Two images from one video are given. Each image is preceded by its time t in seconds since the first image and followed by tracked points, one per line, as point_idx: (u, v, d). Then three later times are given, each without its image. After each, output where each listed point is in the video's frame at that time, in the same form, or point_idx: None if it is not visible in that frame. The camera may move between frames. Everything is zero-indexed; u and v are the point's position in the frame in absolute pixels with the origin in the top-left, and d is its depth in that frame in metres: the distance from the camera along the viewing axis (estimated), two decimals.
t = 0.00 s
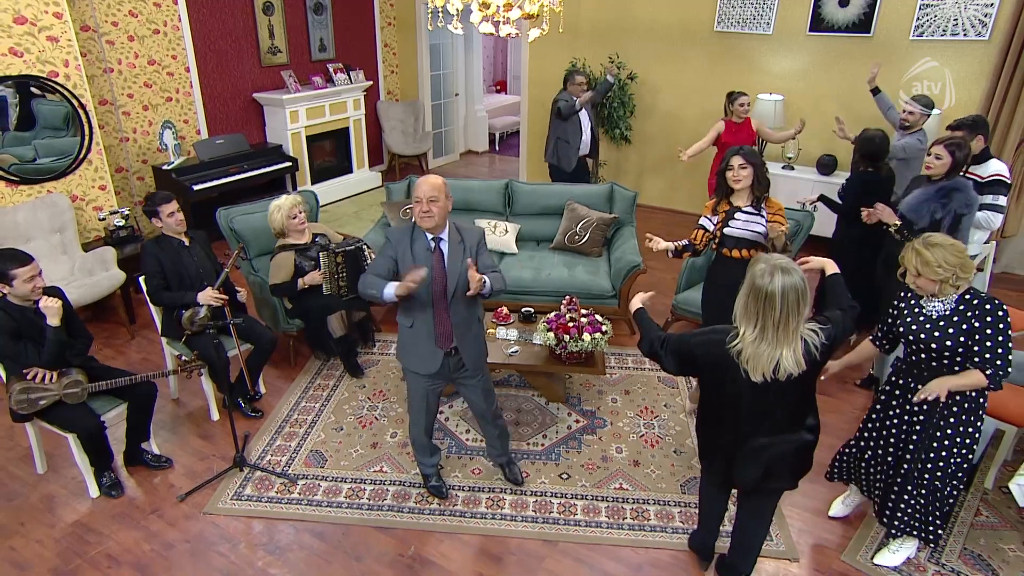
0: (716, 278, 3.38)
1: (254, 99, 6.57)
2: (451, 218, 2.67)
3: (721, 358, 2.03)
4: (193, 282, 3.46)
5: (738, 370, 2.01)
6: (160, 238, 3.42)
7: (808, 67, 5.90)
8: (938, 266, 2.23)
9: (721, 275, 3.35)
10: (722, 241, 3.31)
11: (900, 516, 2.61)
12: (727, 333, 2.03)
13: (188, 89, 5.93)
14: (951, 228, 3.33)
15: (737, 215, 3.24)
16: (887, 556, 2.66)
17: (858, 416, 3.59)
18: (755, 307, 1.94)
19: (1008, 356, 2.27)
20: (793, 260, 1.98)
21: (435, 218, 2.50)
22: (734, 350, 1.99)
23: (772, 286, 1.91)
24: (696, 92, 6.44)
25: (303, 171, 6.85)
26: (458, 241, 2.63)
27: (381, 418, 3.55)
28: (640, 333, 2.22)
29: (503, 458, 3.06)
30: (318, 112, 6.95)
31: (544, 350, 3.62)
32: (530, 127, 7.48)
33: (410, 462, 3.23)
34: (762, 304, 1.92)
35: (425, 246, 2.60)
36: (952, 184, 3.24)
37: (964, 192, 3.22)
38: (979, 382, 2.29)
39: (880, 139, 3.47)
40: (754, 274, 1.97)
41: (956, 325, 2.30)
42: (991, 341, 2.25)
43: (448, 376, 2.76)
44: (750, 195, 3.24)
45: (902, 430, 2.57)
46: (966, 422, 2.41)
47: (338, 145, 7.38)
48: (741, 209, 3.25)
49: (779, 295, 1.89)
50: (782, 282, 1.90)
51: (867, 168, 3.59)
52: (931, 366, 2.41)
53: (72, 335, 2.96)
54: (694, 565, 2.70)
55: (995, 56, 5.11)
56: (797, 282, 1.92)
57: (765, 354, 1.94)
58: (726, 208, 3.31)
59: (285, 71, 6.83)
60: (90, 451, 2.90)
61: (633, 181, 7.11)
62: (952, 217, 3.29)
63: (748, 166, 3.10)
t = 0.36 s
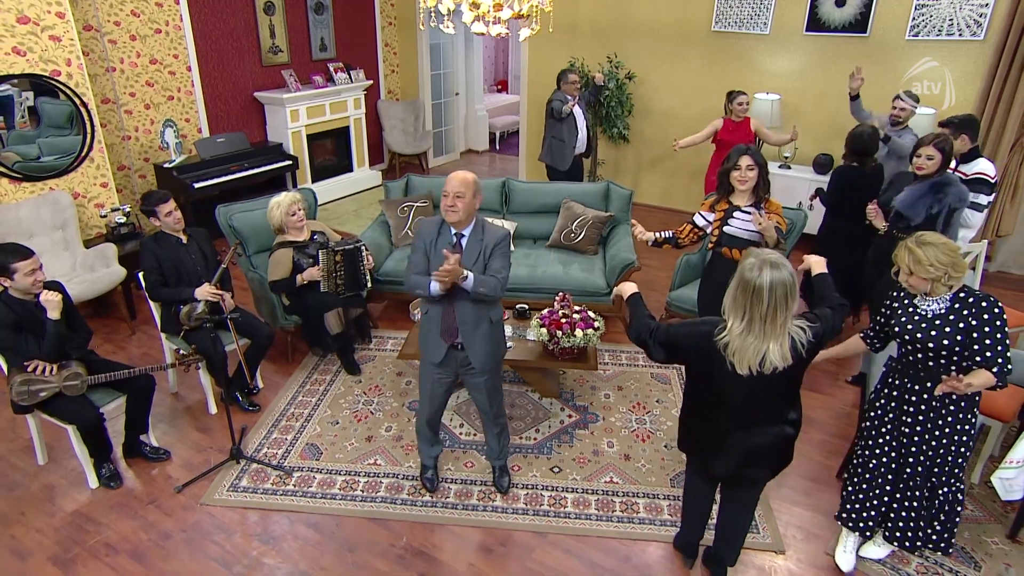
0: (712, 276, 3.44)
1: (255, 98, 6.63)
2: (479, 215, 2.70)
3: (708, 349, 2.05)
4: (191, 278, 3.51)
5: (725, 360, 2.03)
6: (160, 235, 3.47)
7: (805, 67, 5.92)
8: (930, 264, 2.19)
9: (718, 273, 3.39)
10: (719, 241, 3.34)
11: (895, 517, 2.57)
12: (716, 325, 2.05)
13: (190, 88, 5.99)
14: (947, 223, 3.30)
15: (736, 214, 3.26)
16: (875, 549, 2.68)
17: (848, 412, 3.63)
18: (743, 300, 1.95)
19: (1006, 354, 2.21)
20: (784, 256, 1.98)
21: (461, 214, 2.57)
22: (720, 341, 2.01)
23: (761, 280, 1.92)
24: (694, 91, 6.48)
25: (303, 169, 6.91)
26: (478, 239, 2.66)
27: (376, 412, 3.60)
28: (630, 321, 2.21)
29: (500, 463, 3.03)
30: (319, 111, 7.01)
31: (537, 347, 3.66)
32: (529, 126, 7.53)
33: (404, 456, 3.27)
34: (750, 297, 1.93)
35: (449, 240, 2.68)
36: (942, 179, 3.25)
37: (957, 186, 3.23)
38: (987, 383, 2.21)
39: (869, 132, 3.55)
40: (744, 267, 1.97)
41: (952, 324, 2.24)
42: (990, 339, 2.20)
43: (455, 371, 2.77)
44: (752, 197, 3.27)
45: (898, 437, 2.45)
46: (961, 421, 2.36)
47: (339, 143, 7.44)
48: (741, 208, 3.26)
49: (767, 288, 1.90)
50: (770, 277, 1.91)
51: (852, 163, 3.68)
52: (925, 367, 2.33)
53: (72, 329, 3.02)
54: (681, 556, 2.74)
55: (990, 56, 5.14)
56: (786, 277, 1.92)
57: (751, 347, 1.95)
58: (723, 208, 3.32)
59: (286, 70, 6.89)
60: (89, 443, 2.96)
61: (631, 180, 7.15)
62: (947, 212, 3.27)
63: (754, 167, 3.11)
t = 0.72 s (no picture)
0: (706, 276, 3.47)
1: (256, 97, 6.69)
2: (497, 217, 2.72)
3: (694, 348, 2.04)
4: (190, 274, 3.56)
5: (710, 360, 2.02)
6: (160, 234, 3.52)
7: (802, 66, 5.95)
8: (913, 263, 2.21)
9: (711, 271, 3.42)
10: (711, 241, 3.37)
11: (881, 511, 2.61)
12: (703, 325, 2.03)
13: (191, 87, 6.05)
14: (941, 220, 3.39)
15: (730, 216, 3.28)
16: (859, 541, 2.72)
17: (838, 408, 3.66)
18: (730, 302, 1.93)
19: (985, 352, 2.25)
20: (772, 258, 1.98)
21: (477, 214, 2.59)
22: (707, 342, 1.99)
23: (749, 281, 1.90)
24: (692, 91, 6.51)
25: (303, 168, 6.96)
26: (490, 241, 2.69)
27: (372, 407, 3.65)
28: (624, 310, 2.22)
29: (493, 457, 3.07)
30: (319, 111, 7.06)
31: (531, 343, 3.70)
32: (529, 125, 7.57)
33: (398, 450, 3.32)
34: (736, 298, 1.91)
35: (463, 238, 2.75)
36: (933, 178, 3.32)
37: (948, 184, 3.31)
38: (972, 382, 2.25)
39: (857, 130, 3.60)
40: (732, 268, 1.96)
41: (933, 322, 2.26)
42: (970, 338, 2.23)
43: (462, 365, 2.85)
44: (746, 200, 3.30)
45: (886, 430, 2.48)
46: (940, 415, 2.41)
47: (339, 142, 7.49)
48: (735, 211, 3.28)
49: (754, 290, 1.89)
50: (757, 279, 1.90)
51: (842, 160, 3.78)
52: (906, 364, 2.35)
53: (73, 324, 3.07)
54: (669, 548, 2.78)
55: (985, 56, 5.17)
56: (773, 279, 1.91)
57: (736, 348, 1.94)
58: (717, 209, 3.34)
59: (286, 70, 6.95)
60: (88, 435, 3.01)
61: (629, 180, 7.19)
62: (942, 210, 3.36)
63: (750, 171, 3.15)
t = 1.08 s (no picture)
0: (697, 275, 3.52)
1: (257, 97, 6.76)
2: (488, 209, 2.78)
3: (672, 343, 2.05)
4: (190, 270, 3.62)
5: (687, 356, 2.02)
6: (160, 231, 3.58)
7: (799, 66, 5.99)
8: (906, 248, 2.25)
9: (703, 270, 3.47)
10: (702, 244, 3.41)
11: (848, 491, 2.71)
12: (683, 320, 2.04)
13: (193, 87, 6.12)
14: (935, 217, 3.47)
15: (722, 221, 3.30)
16: (844, 533, 2.77)
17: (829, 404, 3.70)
18: (713, 301, 1.93)
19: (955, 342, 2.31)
20: (753, 257, 1.99)
21: (468, 208, 2.65)
22: (687, 339, 1.99)
23: (732, 280, 1.91)
24: (690, 90, 6.55)
25: (304, 166, 7.03)
26: (482, 233, 2.75)
27: (368, 402, 3.70)
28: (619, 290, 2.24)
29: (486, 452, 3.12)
30: (320, 110, 7.13)
31: (525, 339, 3.75)
32: (529, 125, 7.62)
33: (393, 443, 3.38)
34: (719, 296, 1.91)
35: (455, 231, 2.80)
36: (924, 178, 3.39)
37: (939, 183, 3.38)
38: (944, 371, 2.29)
39: (844, 130, 3.67)
40: (715, 265, 1.96)
41: (905, 310, 2.33)
42: (941, 328, 2.29)
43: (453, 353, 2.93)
44: (739, 205, 3.30)
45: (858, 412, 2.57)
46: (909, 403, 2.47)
47: (340, 141, 7.55)
48: (728, 216, 3.30)
49: (738, 289, 1.89)
50: (742, 278, 1.90)
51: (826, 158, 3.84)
52: (877, 348, 2.43)
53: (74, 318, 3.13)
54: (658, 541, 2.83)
55: (980, 56, 5.20)
56: (756, 278, 1.92)
57: (717, 346, 1.95)
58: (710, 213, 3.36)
59: (288, 70, 7.01)
60: (88, 427, 3.07)
61: (627, 179, 7.24)
62: (935, 208, 3.43)
63: (743, 177, 3.16)
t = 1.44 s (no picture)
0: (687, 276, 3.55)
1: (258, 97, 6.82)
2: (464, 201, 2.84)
3: (653, 349, 2.07)
4: (190, 267, 3.69)
5: (669, 362, 2.04)
6: (159, 229, 3.63)
7: (795, 66, 6.03)
8: (887, 234, 2.38)
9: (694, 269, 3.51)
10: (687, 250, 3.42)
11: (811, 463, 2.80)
12: (664, 326, 2.05)
13: (195, 87, 6.18)
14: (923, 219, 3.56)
15: (707, 227, 3.30)
16: (829, 525, 2.81)
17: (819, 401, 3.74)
18: (700, 309, 1.95)
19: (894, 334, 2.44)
20: (732, 263, 2.03)
21: (446, 199, 2.70)
22: (671, 347, 2.01)
23: (718, 288, 1.94)
24: (686, 90, 6.59)
25: (304, 165, 7.08)
26: (460, 223, 2.80)
27: (364, 397, 3.76)
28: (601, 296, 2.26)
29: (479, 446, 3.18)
30: (320, 109, 7.18)
31: (520, 336, 3.80)
32: (528, 124, 7.67)
33: (388, 438, 3.43)
34: (706, 304, 1.94)
35: (434, 221, 2.86)
36: (914, 181, 3.47)
37: (929, 185, 3.45)
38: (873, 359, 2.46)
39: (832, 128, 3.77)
40: (697, 273, 1.99)
41: (855, 296, 2.44)
42: (881, 318, 2.41)
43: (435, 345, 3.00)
44: (726, 214, 3.32)
45: (806, 383, 2.72)
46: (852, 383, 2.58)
47: (340, 141, 7.61)
48: (714, 222, 3.31)
49: (723, 297, 1.93)
50: (726, 284, 1.94)
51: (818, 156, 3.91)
52: (826, 325, 2.57)
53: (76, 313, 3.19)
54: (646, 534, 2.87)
55: (974, 57, 5.23)
56: (738, 283, 1.97)
57: (702, 354, 1.98)
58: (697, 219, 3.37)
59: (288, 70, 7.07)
60: (89, 420, 3.13)
61: (625, 178, 7.28)
62: (926, 210, 3.51)
63: (735, 186, 3.20)
